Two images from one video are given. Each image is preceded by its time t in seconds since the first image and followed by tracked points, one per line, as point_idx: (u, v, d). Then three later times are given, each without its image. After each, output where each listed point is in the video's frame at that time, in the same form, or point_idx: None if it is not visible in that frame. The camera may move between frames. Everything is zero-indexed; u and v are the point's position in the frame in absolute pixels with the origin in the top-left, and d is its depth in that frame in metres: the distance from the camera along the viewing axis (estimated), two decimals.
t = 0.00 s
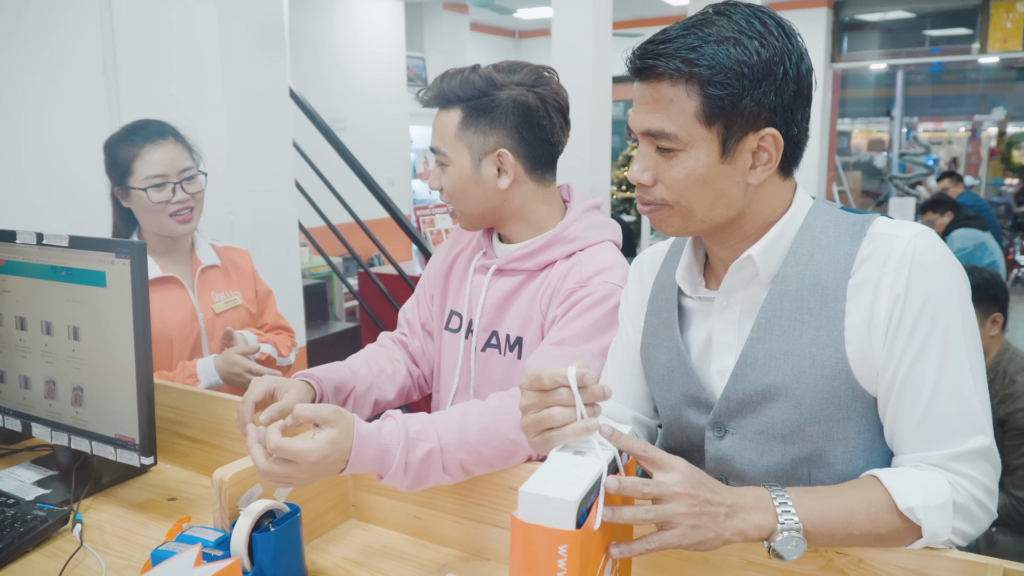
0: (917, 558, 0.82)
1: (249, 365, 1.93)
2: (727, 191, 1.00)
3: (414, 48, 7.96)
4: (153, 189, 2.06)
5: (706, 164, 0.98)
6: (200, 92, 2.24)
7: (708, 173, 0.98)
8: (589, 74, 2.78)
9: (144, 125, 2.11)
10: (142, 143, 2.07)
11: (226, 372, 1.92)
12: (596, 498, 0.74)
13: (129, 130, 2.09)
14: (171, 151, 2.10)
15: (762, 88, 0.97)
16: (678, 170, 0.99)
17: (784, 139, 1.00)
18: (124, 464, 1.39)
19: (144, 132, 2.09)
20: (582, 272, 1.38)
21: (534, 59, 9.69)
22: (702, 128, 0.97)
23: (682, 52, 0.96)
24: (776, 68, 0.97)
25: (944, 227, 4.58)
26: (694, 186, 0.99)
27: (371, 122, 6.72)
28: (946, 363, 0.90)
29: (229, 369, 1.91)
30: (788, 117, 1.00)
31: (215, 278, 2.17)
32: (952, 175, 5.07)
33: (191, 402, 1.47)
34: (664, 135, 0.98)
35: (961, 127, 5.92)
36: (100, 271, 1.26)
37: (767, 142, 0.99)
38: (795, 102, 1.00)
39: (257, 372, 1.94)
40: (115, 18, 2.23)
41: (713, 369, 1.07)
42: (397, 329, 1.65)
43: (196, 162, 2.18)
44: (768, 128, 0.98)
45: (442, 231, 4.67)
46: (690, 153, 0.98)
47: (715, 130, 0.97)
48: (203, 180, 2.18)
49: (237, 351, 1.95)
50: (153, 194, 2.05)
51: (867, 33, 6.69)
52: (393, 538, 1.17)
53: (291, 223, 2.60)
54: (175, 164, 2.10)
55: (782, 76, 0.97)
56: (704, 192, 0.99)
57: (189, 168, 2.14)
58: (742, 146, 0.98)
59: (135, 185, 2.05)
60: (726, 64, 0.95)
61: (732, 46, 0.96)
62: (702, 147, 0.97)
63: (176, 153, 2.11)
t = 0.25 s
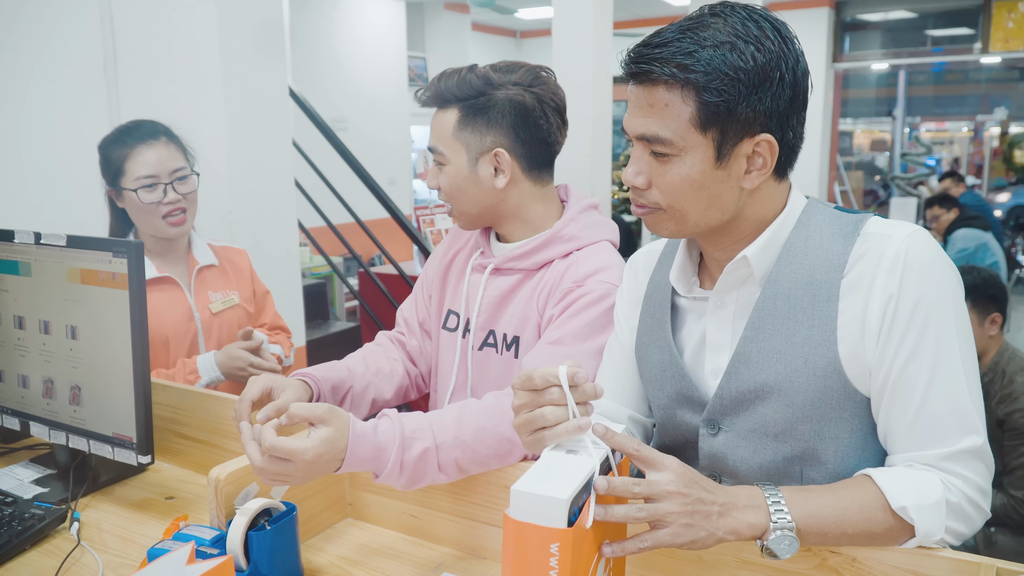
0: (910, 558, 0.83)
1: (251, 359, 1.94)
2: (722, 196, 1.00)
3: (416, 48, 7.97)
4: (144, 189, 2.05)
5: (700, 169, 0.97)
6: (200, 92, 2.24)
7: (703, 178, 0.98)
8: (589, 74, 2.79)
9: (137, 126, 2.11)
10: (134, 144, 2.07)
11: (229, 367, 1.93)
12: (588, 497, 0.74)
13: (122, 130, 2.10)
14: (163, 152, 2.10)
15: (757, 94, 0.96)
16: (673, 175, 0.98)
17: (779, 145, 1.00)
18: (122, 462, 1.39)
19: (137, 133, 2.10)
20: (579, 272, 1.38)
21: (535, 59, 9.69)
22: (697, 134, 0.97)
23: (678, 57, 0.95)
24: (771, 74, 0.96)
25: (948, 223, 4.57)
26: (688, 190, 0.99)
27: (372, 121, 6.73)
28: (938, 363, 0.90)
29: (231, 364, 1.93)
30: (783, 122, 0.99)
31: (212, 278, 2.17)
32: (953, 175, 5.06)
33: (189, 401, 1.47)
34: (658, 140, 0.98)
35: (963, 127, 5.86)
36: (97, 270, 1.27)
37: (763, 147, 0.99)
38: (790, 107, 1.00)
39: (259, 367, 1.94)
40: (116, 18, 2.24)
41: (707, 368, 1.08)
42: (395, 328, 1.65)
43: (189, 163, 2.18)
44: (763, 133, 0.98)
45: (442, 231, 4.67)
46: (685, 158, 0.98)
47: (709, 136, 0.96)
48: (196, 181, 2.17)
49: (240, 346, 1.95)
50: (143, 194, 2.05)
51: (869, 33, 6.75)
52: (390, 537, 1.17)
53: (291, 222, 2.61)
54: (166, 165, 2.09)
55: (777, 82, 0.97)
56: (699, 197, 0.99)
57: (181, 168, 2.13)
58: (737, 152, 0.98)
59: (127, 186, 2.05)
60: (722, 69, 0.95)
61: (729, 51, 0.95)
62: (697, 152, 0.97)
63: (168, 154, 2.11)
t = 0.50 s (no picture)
0: (907, 558, 0.84)
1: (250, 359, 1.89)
2: (718, 200, 0.99)
3: (418, 48, 7.98)
4: (149, 186, 2.06)
5: (696, 174, 0.97)
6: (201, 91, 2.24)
7: (698, 183, 0.97)
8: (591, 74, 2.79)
9: (140, 123, 2.11)
10: (138, 141, 2.07)
11: (227, 366, 1.90)
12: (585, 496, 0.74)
13: (126, 126, 2.09)
14: (167, 150, 2.10)
15: (754, 100, 0.95)
16: (669, 180, 0.98)
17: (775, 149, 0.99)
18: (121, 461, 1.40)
19: (140, 129, 2.09)
20: (578, 271, 1.38)
21: (538, 59, 9.69)
22: (694, 138, 0.96)
23: (675, 61, 0.94)
24: (768, 79, 0.95)
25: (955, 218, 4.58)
26: (684, 195, 0.98)
27: (374, 121, 6.73)
28: (934, 361, 0.90)
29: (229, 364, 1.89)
30: (779, 126, 0.99)
31: (212, 277, 2.17)
32: (956, 175, 5.05)
33: (189, 400, 1.48)
34: (655, 144, 0.97)
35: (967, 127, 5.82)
36: (97, 268, 1.27)
37: (759, 151, 0.98)
38: (787, 112, 0.99)
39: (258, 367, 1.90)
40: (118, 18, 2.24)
41: (704, 367, 1.07)
42: (394, 327, 1.65)
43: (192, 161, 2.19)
44: (759, 137, 0.97)
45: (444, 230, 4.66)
46: (681, 162, 0.97)
47: (706, 141, 0.96)
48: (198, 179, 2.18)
49: (239, 346, 1.91)
50: (148, 192, 2.06)
51: (871, 33, 6.79)
52: (388, 536, 1.18)
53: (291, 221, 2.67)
54: (171, 163, 2.10)
55: (775, 86, 0.96)
56: (695, 201, 0.98)
57: (185, 167, 2.14)
58: (733, 156, 0.97)
59: (132, 183, 2.06)
60: (718, 73, 0.93)
61: (726, 56, 0.94)
62: (693, 156, 0.96)
63: (172, 152, 2.11)
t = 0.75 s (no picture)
0: (902, 557, 0.83)
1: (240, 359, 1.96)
2: (732, 221, 0.97)
3: (420, 48, 7.99)
4: (155, 180, 2.12)
5: (710, 207, 0.93)
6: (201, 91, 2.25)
7: (715, 214, 0.94)
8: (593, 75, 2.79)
9: (152, 120, 2.18)
10: (145, 137, 2.13)
11: (219, 367, 1.96)
12: (579, 494, 0.74)
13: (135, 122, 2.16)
14: (174, 148, 2.17)
15: (750, 124, 0.92)
16: (685, 218, 0.94)
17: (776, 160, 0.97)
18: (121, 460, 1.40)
19: (150, 126, 2.17)
20: (577, 271, 1.38)
21: (540, 60, 9.69)
22: (703, 174, 0.92)
23: (671, 111, 0.89)
24: (758, 98, 0.92)
25: (955, 218, 4.59)
26: (701, 229, 0.95)
27: (375, 121, 6.74)
28: (930, 360, 0.90)
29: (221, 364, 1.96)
30: (775, 139, 0.96)
31: (209, 277, 2.21)
32: (959, 175, 5.03)
33: (188, 400, 1.48)
34: (664, 190, 0.92)
35: (970, 127, 5.93)
36: (95, 268, 1.27)
37: (764, 166, 0.96)
38: (778, 125, 0.96)
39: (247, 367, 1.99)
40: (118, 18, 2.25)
41: (700, 366, 1.07)
42: (393, 327, 1.66)
43: (199, 161, 2.25)
44: (763, 153, 0.95)
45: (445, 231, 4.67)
46: (695, 200, 0.93)
47: (714, 174, 0.92)
48: (203, 181, 2.24)
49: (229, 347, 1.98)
50: (154, 185, 2.11)
51: (873, 32, 6.69)
52: (386, 535, 1.18)
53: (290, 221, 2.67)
54: (178, 161, 2.17)
55: (765, 104, 0.93)
56: (711, 231, 0.96)
57: (191, 167, 2.21)
58: (741, 178, 0.95)
59: (137, 175, 2.11)
60: (712, 108, 0.89)
61: (716, 90, 0.89)
62: (705, 192, 0.93)
63: (180, 151, 2.18)
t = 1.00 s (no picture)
0: (901, 558, 0.83)
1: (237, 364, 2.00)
2: (754, 196, 0.95)
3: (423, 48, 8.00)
4: (163, 177, 2.14)
5: (742, 169, 0.92)
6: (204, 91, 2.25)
7: (742, 178, 0.93)
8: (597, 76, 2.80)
9: (162, 119, 2.20)
10: (155, 134, 2.16)
11: (217, 372, 1.99)
12: (576, 494, 0.74)
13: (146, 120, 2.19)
14: (183, 148, 2.19)
15: (791, 89, 0.93)
16: (715, 175, 0.92)
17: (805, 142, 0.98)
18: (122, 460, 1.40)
19: (161, 124, 2.19)
20: (577, 271, 1.38)
21: (543, 60, 9.70)
22: (743, 132, 0.91)
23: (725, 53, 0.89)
24: (801, 68, 0.94)
25: (955, 220, 4.56)
26: (726, 191, 0.93)
27: (378, 121, 6.75)
28: (931, 360, 0.90)
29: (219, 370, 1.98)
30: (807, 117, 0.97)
31: (210, 278, 2.21)
32: (962, 175, 5.03)
33: (190, 399, 1.48)
34: (699, 142, 0.91)
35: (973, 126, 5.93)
36: (96, 268, 1.28)
37: (793, 143, 0.96)
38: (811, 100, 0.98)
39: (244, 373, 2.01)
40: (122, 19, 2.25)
41: (700, 367, 1.07)
42: (394, 327, 1.66)
43: (206, 163, 2.26)
44: (796, 130, 0.96)
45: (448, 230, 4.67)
46: (728, 158, 0.91)
47: (751, 134, 0.92)
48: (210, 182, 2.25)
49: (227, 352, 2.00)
50: (162, 182, 2.13)
51: (877, 32, 6.71)
52: (386, 535, 1.18)
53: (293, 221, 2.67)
54: (186, 160, 2.19)
55: (804, 78, 0.95)
56: (735, 198, 0.93)
57: (199, 167, 2.22)
58: (773, 149, 0.95)
59: (145, 172, 2.13)
60: (761, 62, 0.90)
61: (769, 46, 0.90)
62: (740, 152, 0.91)
63: (189, 151, 2.20)
